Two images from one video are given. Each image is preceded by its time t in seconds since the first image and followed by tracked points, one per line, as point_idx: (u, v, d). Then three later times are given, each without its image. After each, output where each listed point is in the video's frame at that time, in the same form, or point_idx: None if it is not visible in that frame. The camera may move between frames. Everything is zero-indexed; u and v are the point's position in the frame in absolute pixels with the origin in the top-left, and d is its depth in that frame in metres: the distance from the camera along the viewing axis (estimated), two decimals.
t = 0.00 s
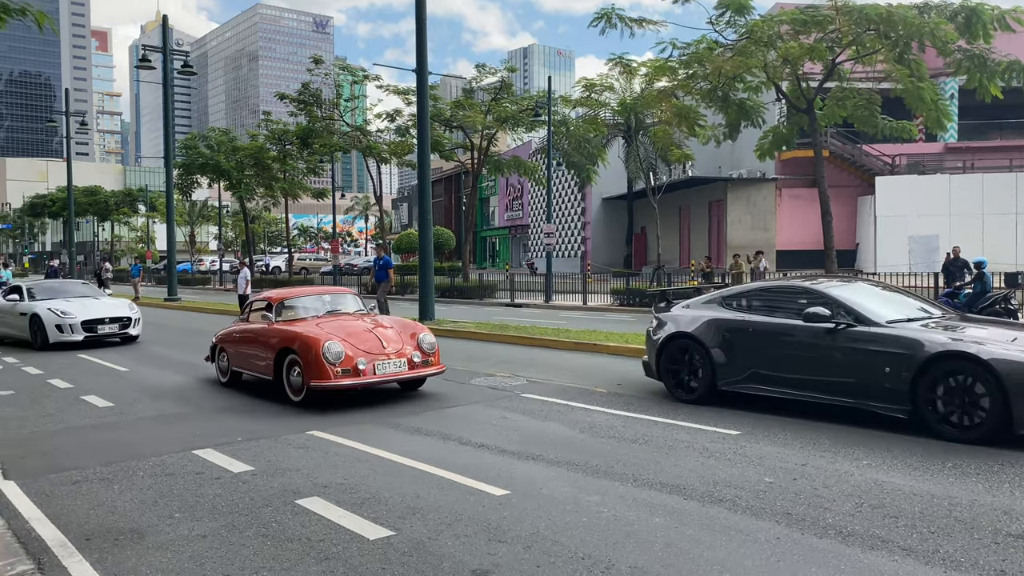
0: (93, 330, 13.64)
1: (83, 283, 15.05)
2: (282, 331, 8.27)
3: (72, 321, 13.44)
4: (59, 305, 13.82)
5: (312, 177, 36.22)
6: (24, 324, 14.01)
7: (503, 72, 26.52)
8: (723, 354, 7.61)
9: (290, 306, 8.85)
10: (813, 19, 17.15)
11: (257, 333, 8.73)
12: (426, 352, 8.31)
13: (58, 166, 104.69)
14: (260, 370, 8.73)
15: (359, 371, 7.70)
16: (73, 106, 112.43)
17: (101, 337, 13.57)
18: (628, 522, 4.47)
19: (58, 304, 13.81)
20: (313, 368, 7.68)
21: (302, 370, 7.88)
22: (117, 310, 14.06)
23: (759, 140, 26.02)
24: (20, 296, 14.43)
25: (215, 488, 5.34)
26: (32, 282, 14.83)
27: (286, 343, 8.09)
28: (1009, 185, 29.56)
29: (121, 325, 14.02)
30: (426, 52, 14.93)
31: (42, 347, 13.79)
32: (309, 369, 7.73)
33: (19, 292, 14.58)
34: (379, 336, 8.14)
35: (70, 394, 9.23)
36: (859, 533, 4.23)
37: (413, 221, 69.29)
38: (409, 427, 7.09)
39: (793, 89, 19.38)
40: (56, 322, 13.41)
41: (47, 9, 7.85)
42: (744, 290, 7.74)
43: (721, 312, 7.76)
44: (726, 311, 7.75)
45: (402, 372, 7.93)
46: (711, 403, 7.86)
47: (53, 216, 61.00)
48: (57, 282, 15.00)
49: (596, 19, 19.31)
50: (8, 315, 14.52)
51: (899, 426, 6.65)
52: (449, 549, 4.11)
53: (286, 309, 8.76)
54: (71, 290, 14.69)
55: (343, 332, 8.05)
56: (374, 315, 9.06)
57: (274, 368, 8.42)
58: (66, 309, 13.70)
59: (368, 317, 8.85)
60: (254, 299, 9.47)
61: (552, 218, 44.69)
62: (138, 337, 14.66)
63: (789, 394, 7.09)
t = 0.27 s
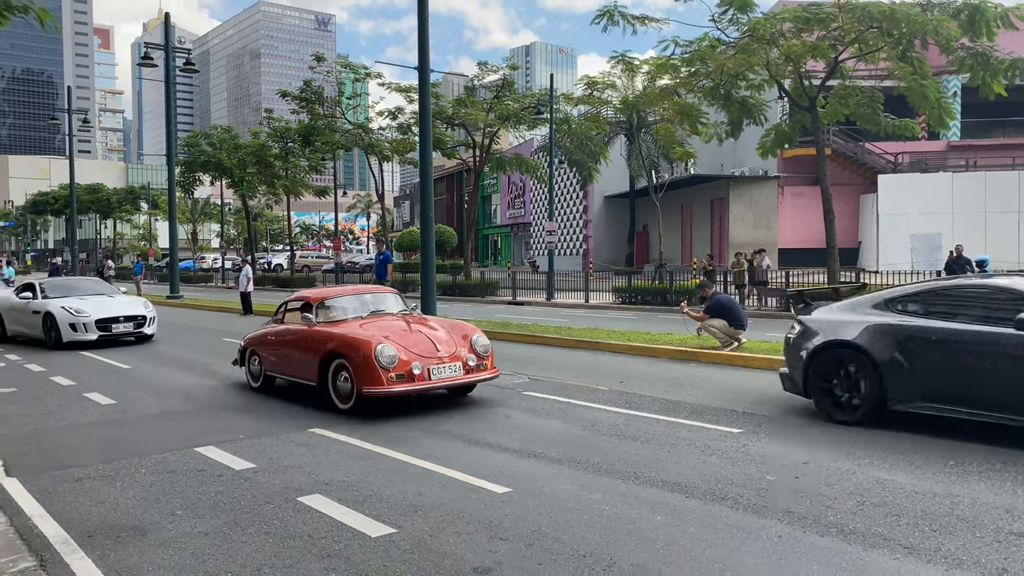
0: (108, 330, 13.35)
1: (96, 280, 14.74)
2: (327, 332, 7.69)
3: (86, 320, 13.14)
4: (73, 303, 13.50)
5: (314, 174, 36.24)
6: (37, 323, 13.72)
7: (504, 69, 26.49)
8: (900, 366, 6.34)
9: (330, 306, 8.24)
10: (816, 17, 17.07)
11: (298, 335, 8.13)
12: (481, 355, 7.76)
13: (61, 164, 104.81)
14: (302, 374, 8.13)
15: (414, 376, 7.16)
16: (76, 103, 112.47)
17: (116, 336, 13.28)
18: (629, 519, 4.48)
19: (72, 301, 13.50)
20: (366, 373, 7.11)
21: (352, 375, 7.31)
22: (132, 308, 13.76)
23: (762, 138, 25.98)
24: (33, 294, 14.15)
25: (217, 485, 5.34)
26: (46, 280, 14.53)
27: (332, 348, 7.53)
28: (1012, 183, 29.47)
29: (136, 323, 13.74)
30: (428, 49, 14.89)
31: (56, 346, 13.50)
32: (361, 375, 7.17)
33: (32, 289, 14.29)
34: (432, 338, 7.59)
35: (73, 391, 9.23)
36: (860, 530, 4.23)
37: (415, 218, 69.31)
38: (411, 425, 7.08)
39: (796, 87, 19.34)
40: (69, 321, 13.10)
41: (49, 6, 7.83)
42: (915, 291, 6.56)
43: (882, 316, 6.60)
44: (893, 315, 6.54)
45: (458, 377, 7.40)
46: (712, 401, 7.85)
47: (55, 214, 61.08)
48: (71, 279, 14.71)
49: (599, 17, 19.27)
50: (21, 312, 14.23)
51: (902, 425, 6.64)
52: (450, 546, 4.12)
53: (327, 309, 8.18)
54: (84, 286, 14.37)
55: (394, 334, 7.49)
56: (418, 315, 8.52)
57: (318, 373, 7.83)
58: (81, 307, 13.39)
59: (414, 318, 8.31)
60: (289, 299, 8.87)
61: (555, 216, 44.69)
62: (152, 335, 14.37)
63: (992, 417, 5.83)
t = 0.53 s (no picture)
0: (126, 329, 12.82)
1: (112, 278, 14.22)
2: (396, 336, 6.99)
3: (104, 319, 12.60)
4: (90, 301, 12.96)
5: (316, 172, 36.27)
6: (53, 322, 13.19)
7: (507, 67, 26.44)
8: None
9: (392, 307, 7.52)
10: (819, 14, 17.01)
11: (359, 339, 7.42)
12: (563, 361, 7.12)
13: (63, 161, 104.92)
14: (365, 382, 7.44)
15: (500, 385, 6.51)
16: (78, 101, 112.56)
17: (136, 336, 12.76)
18: (631, 517, 4.47)
19: (89, 300, 12.97)
20: (448, 383, 6.43)
21: (430, 383, 6.63)
22: (150, 307, 13.25)
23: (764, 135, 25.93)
24: (48, 292, 13.64)
25: (219, 482, 5.35)
26: (61, 278, 14.02)
27: (405, 352, 6.84)
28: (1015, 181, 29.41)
29: (155, 323, 13.20)
30: (431, 46, 14.85)
31: (72, 346, 12.96)
32: (441, 384, 6.49)
33: (47, 287, 13.78)
34: (511, 342, 6.94)
35: (75, 388, 9.24)
36: (863, 529, 4.22)
37: (417, 216, 69.34)
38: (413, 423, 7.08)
39: (799, 84, 19.32)
40: (87, 320, 12.56)
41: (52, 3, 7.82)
42: None
43: None
44: None
45: (544, 386, 6.75)
46: (715, 399, 7.85)
47: (58, 211, 61.16)
48: (86, 277, 14.18)
49: (601, 14, 19.24)
50: (35, 312, 13.71)
51: (905, 423, 6.62)
52: (453, 544, 4.12)
53: (391, 309, 7.48)
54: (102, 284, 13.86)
55: (472, 337, 6.82)
56: (485, 316, 7.85)
57: (385, 381, 7.15)
58: (98, 306, 12.84)
59: (482, 320, 7.65)
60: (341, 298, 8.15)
61: (556, 213, 44.68)
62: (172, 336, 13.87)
63: None
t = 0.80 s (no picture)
0: (145, 329, 12.44)
1: (130, 277, 13.85)
2: (478, 341, 6.31)
3: (122, 319, 12.25)
4: (108, 301, 12.59)
5: (317, 170, 36.27)
6: (70, 322, 12.84)
7: (508, 65, 26.40)
8: None
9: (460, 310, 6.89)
10: (821, 12, 16.99)
11: (432, 344, 6.75)
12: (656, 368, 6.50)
13: (65, 159, 104.95)
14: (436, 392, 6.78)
15: (597, 395, 5.88)
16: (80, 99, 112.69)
17: (154, 336, 12.39)
18: (633, 516, 4.47)
19: (107, 300, 12.64)
20: (542, 394, 5.78)
21: (520, 395, 5.99)
22: (169, 306, 12.87)
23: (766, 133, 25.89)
24: (65, 292, 13.32)
25: (221, 480, 5.35)
26: (78, 276, 13.67)
27: (486, 360, 6.19)
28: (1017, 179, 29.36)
29: (174, 323, 12.84)
30: (432, 44, 14.85)
31: (89, 347, 12.61)
32: (533, 396, 5.84)
33: (63, 286, 13.44)
34: (601, 346, 6.31)
35: (77, 387, 9.24)
36: (864, 527, 4.22)
37: (418, 215, 69.34)
38: (415, 421, 7.08)
39: (800, 82, 19.30)
40: (104, 320, 12.20)
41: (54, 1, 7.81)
42: None
43: None
44: None
45: (642, 397, 6.11)
46: (716, 397, 7.84)
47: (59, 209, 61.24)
48: (103, 276, 13.83)
49: (602, 12, 19.23)
50: (51, 311, 13.38)
51: (906, 421, 6.62)
52: (454, 542, 4.12)
53: (462, 311, 6.84)
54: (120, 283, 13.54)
55: (559, 341, 6.19)
56: (557, 318, 7.23)
57: (463, 390, 6.48)
58: (116, 305, 12.51)
59: (557, 322, 7.02)
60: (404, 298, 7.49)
61: (558, 211, 44.67)
62: (190, 336, 13.51)
63: None
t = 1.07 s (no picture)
0: (169, 331, 12.00)
1: (151, 276, 13.41)
2: (600, 349, 5.73)
3: (145, 320, 11.78)
4: (131, 301, 12.16)
5: (318, 169, 36.25)
6: (91, 323, 12.41)
7: (509, 63, 26.36)
8: None
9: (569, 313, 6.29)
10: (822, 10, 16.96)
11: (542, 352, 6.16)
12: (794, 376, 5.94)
13: (65, 158, 104.88)
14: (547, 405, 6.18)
15: (748, 409, 5.30)
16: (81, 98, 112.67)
17: (178, 338, 11.96)
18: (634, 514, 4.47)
19: (128, 299, 12.18)
20: (690, 407, 5.20)
21: (659, 409, 5.39)
22: (193, 307, 12.44)
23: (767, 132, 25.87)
24: (83, 290, 12.87)
25: (222, 479, 5.35)
26: (98, 274, 13.25)
27: (616, 369, 5.60)
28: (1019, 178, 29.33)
29: (198, 324, 12.39)
30: (432, 43, 14.86)
31: (111, 349, 12.17)
32: (679, 412, 5.25)
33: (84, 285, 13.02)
34: (737, 352, 5.75)
35: (78, 385, 9.24)
36: (865, 526, 4.22)
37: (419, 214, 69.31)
38: (415, 419, 7.08)
39: (801, 80, 19.29)
40: (126, 321, 11.76)
41: None
42: None
43: None
44: None
45: (790, 410, 5.55)
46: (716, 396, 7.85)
47: (60, 208, 61.24)
48: (124, 274, 13.40)
49: (603, 10, 19.20)
50: (71, 310, 12.96)
51: (907, 420, 6.62)
52: (455, 541, 4.12)
53: (572, 314, 6.24)
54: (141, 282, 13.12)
55: (695, 347, 5.61)
56: (666, 323, 6.67)
57: (584, 403, 5.89)
58: (138, 305, 12.04)
59: (673, 326, 6.45)
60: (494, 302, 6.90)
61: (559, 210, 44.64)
62: (215, 337, 13.08)
63: None
